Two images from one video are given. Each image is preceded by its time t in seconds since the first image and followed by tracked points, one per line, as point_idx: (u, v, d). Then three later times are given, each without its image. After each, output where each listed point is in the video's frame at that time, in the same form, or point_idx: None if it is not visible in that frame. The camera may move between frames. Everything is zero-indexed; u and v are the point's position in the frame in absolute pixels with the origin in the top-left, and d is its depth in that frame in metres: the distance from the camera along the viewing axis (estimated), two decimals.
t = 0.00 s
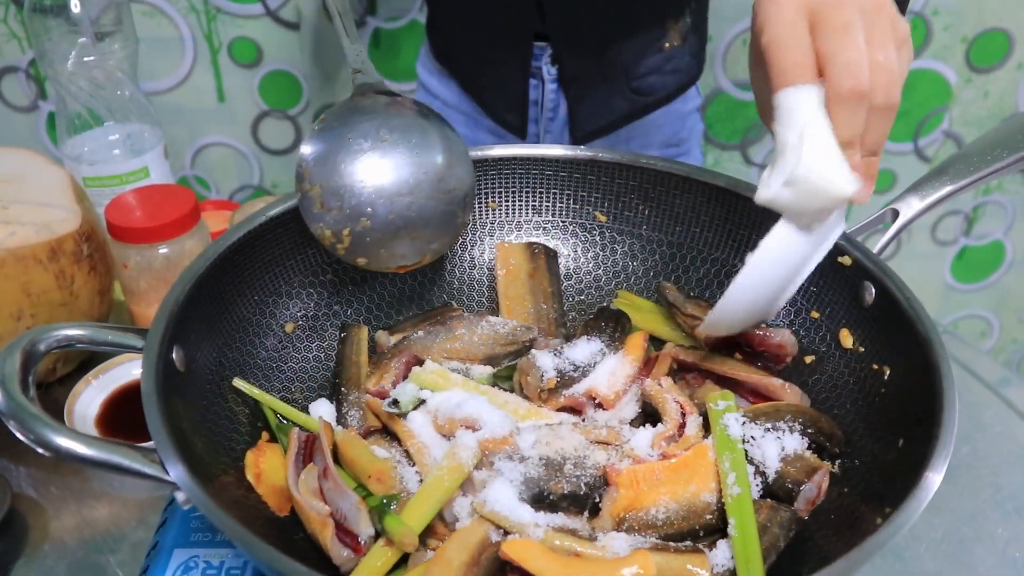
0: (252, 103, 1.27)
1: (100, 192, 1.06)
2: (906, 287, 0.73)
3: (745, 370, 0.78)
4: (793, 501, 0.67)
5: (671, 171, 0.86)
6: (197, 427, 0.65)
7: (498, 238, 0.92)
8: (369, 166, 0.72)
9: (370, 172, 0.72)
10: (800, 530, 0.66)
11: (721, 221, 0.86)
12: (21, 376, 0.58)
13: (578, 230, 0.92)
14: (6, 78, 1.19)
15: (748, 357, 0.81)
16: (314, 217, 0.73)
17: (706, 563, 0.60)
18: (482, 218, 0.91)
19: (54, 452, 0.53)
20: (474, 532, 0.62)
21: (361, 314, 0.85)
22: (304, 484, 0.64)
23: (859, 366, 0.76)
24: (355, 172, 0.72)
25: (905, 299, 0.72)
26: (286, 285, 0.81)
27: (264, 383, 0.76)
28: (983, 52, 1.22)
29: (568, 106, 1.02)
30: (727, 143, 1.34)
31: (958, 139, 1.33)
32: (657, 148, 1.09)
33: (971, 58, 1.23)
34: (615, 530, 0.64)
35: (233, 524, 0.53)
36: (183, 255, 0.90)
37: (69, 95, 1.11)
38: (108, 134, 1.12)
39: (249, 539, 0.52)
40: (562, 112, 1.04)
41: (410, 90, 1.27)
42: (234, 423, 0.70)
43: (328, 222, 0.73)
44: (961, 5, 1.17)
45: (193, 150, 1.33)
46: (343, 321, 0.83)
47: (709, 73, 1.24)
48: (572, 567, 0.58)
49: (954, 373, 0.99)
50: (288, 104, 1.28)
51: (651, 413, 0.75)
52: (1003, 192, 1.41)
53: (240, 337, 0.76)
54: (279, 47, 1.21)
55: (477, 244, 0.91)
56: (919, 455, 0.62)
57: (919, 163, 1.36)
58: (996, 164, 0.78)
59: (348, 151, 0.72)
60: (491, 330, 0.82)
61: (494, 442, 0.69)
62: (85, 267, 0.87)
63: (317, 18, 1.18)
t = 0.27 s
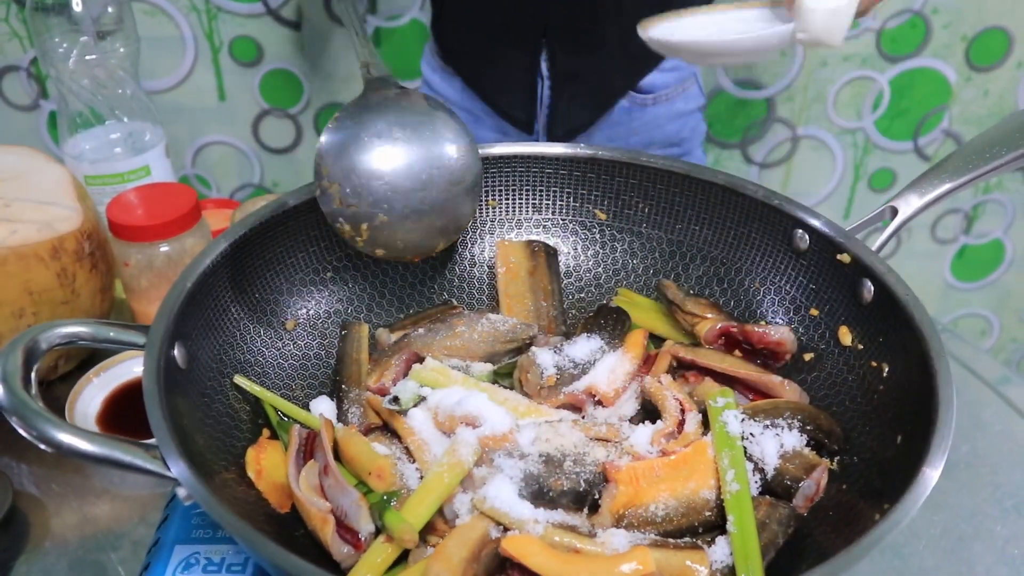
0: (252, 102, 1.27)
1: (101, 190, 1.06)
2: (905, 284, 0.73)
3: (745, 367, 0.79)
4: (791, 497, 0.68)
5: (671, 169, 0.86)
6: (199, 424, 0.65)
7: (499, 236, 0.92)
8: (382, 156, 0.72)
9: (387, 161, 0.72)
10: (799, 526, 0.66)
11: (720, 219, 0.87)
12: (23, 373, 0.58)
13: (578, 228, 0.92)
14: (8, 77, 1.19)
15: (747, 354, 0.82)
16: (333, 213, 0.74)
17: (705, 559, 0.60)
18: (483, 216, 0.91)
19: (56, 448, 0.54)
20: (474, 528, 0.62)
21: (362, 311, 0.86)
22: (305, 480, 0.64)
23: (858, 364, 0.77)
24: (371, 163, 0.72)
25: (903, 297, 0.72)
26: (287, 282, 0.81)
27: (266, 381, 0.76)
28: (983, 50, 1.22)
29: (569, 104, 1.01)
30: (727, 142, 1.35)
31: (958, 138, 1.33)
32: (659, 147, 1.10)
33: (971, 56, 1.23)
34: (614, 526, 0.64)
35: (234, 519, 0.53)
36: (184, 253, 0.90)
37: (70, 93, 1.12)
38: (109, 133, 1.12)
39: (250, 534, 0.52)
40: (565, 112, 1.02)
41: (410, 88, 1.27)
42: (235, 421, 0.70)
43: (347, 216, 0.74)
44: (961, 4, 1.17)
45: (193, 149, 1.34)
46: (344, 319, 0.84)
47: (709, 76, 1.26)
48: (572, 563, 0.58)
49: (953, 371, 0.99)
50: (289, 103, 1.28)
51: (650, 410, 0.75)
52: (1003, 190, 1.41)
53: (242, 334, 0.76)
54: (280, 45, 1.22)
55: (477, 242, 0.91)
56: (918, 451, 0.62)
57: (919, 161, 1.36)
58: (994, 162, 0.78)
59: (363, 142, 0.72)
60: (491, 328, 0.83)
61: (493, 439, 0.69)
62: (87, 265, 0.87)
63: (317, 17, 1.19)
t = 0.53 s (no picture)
0: (254, 102, 1.28)
1: (103, 190, 1.06)
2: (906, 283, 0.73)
3: (746, 367, 0.79)
4: (792, 496, 0.68)
5: (671, 169, 0.86)
6: (201, 423, 0.65)
7: (500, 235, 0.92)
8: (402, 176, 0.75)
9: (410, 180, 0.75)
10: (800, 525, 0.66)
11: (720, 218, 0.87)
12: (27, 371, 0.58)
13: (579, 227, 0.92)
14: (9, 77, 1.20)
15: (748, 354, 0.82)
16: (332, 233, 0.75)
17: (706, 558, 0.60)
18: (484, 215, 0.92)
19: (59, 446, 0.54)
20: (476, 526, 0.62)
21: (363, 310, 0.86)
22: (307, 479, 0.64)
23: (859, 363, 0.77)
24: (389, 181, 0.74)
25: (904, 296, 0.72)
26: (289, 282, 0.81)
27: (268, 380, 0.76)
28: (984, 50, 1.22)
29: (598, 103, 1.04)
30: (728, 141, 1.35)
31: (958, 138, 1.34)
32: (680, 145, 1.14)
33: (971, 56, 1.23)
34: (616, 525, 0.64)
35: (237, 517, 0.53)
36: (186, 252, 0.90)
37: (72, 93, 1.12)
38: (111, 132, 1.12)
39: (253, 532, 0.52)
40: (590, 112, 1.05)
41: (411, 87, 1.27)
42: (237, 420, 0.70)
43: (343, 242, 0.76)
44: (961, 4, 1.18)
45: (195, 149, 1.34)
46: (346, 318, 0.84)
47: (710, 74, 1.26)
48: (574, 560, 0.58)
49: (954, 371, 0.99)
50: (290, 103, 1.28)
51: (652, 409, 0.75)
52: (1003, 190, 1.41)
53: (244, 333, 0.76)
54: (282, 45, 1.22)
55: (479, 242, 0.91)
56: (919, 450, 0.62)
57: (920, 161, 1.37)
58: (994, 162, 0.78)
59: (383, 161, 0.75)
60: (493, 326, 0.82)
61: (495, 437, 0.70)
62: (89, 264, 0.87)
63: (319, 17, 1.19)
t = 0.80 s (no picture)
0: (254, 101, 1.28)
1: (103, 189, 1.06)
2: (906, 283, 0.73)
3: (745, 367, 0.79)
4: (792, 495, 0.68)
5: (671, 168, 0.86)
6: (201, 422, 0.65)
7: (500, 235, 0.92)
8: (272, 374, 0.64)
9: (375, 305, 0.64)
10: (799, 524, 0.66)
11: (720, 218, 0.87)
12: (27, 370, 0.58)
13: (579, 227, 0.92)
14: (10, 77, 1.20)
15: (748, 353, 0.82)
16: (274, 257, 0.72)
17: (705, 556, 0.60)
18: (484, 215, 0.91)
19: (60, 444, 0.54)
20: (476, 525, 0.62)
21: (363, 310, 0.86)
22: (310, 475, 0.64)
23: (858, 362, 0.77)
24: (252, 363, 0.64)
25: (904, 295, 0.72)
26: (288, 281, 0.81)
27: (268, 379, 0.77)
28: (984, 50, 1.22)
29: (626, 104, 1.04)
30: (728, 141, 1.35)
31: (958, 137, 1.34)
32: (704, 147, 1.15)
33: (972, 56, 1.23)
34: (616, 524, 0.64)
35: (237, 516, 0.53)
36: (185, 252, 0.90)
37: (72, 93, 1.12)
38: (111, 132, 1.12)
39: (253, 530, 0.52)
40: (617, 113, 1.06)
41: (412, 87, 1.28)
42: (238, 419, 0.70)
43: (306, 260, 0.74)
44: (961, 3, 1.18)
45: (195, 149, 1.34)
46: (346, 317, 0.84)
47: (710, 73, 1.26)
48: (573, 559, 0.58)
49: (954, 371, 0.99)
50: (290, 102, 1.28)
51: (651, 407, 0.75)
52: (1004, 190, 1.42)
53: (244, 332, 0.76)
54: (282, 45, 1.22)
55: (478, 241, 0.91)
56: (918, 449, 0.62)
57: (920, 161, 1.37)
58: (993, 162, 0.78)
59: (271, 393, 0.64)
60: (493, 326, 0.83)
61: (495, 436, 0.70)
62: (89, 264, 0.87)
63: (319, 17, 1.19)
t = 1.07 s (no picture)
0: (253, 102, 1.28)
1: (103, 189, 1.06)
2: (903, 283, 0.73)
3: (744, 367, 0.79)
4: (790, 495, 0.68)
5: (669, 169, 0.87)
6: (199, 421, 0.65)
7: (498, 235, 0.92)
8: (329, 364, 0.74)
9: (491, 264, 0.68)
10: (798, 523, 0.66)
11: (718, 218, 0.87)
12: (27, 369, 0.58)
13: (578, 227, 0.92)
14: (8, 76, 1.20)
15: (746, 352, 0.82)
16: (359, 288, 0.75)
17: (709, 558, 0.60)
18: (483, 215, 0.92)
19: (60, 444, 0.54)
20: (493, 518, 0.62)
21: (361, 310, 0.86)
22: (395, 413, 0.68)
23: (856, 362, 0.77)
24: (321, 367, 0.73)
25: (901, 295, 0.72)
26: (288, 280, 0.81)
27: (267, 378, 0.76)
28: (982, 51, 1.23)
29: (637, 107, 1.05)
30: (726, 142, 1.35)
31: (956, 139, 1.34)
32: (714, 153, 1.15)
33: (970, 57, 1.24)
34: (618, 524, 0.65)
35: (237, 515, 0.53)
36: (185, 252, 0.91)
37: (71, 93, 1.11)
38: (110, 132, 1.12)
39: (252, 529, 0.52)
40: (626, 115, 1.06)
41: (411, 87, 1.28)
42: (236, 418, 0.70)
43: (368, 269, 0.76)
44: (960, 4, 1.18)
45: (194, 149, 1.34)
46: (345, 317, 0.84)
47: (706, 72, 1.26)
48: (602, 558, 0.58)
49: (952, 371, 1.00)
50: (290, 103, 1.28)
51: (654, 404, 0.75)
52: (1002, 190, 1.42)
53: (243, 331, 0.76)
54: (281, 46, 1.22)
55: (477, 242, 0.91)
56: (917, 448, 0.63)
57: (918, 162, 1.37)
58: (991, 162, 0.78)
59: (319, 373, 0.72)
60: (493, 322, 0.83)
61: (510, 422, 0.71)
62: (89, 264, 0.87)
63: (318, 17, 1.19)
